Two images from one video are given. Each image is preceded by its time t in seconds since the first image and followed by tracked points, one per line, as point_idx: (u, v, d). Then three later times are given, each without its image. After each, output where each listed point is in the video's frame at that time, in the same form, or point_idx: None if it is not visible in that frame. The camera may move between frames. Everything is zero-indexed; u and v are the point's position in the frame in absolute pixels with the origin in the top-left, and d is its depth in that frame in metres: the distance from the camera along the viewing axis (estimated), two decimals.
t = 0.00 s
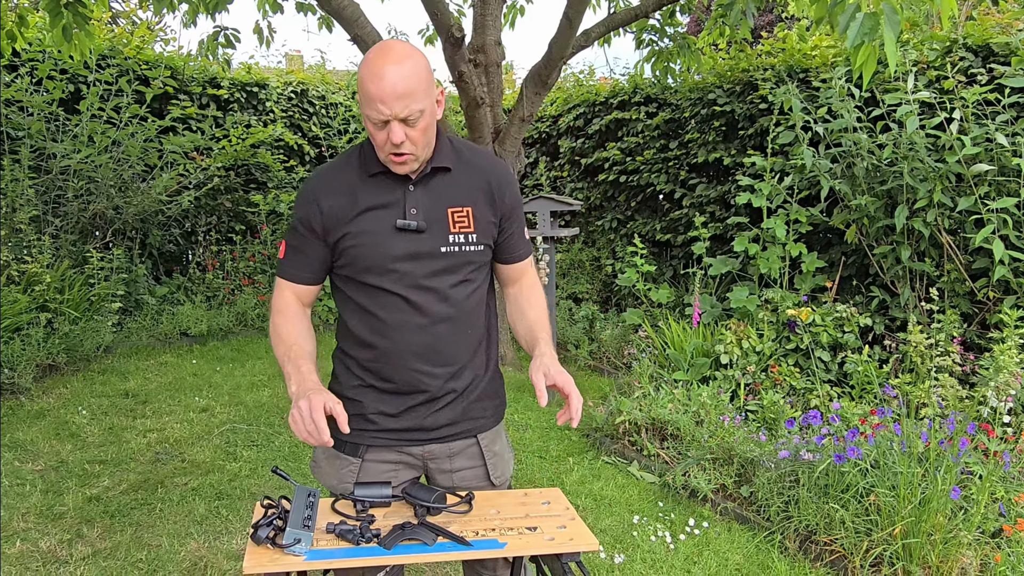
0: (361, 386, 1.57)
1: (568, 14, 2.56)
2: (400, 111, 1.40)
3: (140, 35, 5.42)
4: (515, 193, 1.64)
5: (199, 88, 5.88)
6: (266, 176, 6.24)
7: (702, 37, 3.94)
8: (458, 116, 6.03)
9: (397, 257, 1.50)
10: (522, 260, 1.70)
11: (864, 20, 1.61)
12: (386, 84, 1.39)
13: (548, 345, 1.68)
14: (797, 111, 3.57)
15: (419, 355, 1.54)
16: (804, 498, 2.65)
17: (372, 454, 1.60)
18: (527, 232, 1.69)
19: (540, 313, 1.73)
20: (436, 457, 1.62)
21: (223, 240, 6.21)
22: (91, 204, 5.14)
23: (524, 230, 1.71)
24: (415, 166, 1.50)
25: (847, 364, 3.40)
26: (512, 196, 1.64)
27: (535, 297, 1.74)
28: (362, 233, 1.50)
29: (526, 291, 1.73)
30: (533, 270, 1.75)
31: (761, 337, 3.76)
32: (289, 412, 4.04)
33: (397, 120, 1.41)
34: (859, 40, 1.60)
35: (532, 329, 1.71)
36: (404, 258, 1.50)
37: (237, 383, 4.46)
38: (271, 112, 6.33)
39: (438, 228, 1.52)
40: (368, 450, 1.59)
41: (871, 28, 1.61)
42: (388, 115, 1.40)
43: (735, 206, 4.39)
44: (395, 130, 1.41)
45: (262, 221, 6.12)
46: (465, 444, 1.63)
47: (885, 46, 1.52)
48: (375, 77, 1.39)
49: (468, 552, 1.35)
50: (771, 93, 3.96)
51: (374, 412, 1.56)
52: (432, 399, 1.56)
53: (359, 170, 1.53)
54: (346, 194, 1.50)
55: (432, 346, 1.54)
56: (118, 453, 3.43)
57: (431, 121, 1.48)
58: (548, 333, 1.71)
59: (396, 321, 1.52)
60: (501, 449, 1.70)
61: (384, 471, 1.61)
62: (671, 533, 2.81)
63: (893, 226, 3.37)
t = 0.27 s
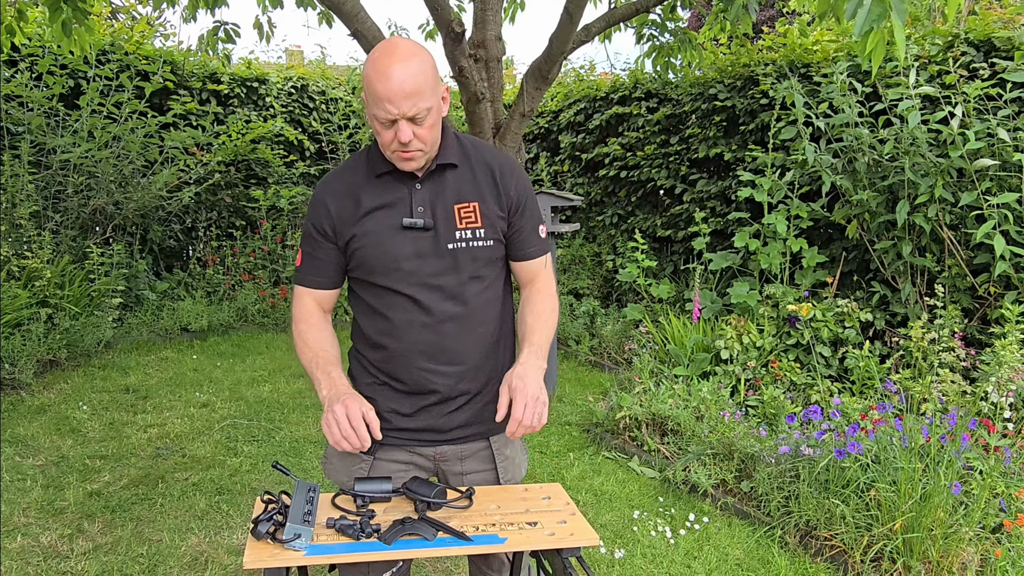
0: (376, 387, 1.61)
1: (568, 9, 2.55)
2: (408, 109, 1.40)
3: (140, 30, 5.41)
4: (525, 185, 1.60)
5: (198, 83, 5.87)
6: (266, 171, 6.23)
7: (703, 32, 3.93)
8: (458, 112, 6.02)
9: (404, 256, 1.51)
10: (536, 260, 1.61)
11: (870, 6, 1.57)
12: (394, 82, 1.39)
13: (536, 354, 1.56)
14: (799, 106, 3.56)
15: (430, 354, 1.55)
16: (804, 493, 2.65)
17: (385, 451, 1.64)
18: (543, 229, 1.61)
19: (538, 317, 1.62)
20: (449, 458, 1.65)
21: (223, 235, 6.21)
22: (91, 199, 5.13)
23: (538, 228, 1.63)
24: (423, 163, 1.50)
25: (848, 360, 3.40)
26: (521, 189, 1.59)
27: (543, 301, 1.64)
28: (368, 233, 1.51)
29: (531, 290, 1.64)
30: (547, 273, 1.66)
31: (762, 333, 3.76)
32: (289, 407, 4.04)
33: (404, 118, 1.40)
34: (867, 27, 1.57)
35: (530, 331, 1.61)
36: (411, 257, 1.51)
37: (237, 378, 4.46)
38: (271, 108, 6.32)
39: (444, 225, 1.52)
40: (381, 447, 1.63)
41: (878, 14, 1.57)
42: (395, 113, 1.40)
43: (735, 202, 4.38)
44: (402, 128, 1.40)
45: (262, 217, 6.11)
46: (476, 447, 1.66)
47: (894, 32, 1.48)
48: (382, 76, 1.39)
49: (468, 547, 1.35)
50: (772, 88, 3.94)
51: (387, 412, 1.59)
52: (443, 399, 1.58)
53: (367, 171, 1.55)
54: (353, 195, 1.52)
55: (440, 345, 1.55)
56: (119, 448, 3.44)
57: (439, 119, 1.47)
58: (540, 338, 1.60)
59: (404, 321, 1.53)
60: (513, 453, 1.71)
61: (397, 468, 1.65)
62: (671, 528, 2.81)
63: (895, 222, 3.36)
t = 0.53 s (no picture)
0: (409, 383, 1.72)
1: (568, 5, 2.54)
2: (438, 113, 1.43)
3: (139, 26, 5.39)
4: (550, 193, 1.59)
5: (197, 79, 5.85)
6: (265, 168, 6.22)
7: (703, 29, 3.91)
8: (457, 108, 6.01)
9: (427, 263, 1.58)
10: (557, 272, 1.60)
11: None
12: (426, 86, 1.42)
13: (532, 380, 1.51)
14: (799, 103, 3.55)
15: (453, 358, 1.63)
16: (803, 489, 2.66)
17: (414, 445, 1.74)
18: (569, 242, 1.59)
19: (546, 339, 1.57)
20: (474, 455, 1.74)
21: (223, 232, 6.20)
22: (90, 196, 5.12)
23: (561, 243, 1.59)
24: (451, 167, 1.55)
25: (847, 357, 3.41)
26: (546, 197, 1.59)
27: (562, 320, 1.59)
28: (394, 238, 1.59)
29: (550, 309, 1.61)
30: (569, 292, 1.61)
31: (761, 330, 3.76)
32: (289, 404, 4.05)
33: (434, 123, 1.44)
34: (871, 16, 1.53)
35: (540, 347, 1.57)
36: (433, 263, 1.58)
37: (236, 375, 4.46)
38: (270, 104, 6.31)
39: (465, 233, 1.57)
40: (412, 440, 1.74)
41: (882, 3, 1.54)
42: (425, 118, 1.44)
43: (735, 198, 4.38)
44: (431, 132, 1.45)
45: (262, 213, 6.11)
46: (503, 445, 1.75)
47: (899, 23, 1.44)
48: (415, 78, 1.42)
49: (468, 544, 1.35)
50: (772, 85, 3.94)
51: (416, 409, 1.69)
52: (468, 401, 1.66)
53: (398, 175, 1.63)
54: (382, 200, 1.61)
55: (460, 348, 1.62)
56: (118, 445, 3.43)
57: (469, 123, 1.51)
58: (541, 363, 1.54)
59: (428, 323, 1.62)
60: (541, 451, 1.79)
61: (424, 462, 1.75)
62: (670, 525, 2.82)
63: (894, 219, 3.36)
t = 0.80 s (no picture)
0: (435, 382, 1.76)
1: (567, 3, 2.53)
2: (459, 120, 1.43)
3: (136, 23, 5.37)
4: (570, 194, 1.57)
5: (195, 77, 5.84)
6: (264, 166, 6.21)
7: (702, 26, 3.91)
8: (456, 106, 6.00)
9: (450, 267, 1.60)
10: (573, 277, 1.57)
11: None
12: (448, 91, 1.41)
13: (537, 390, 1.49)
14: (798, 101, 3.54)
15: (475, 360, 1.66)
16: (801, 487, 2.66)
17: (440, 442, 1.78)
18: (587, 246, 1.56)
19: (557, 347, 1.54)
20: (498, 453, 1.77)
21: (221, 230, 6.19)
22: (88, 193, 5.11)
23: (579, 247, 1.57)
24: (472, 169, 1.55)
25: (846, 354, 3.41)
26: (566, 199, 1.58)
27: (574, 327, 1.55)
28: (417, 241, 1.62)
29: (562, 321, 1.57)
30: (586, 298, 1.58)
31: (760, 327, 3.77)
32: (287, 401, 4.04)
33: (455, 129, 1.44)
34: (876, 9, 1.52)
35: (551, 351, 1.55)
36: (455, 267, 1.60)
37: (235, 373, 4.46)
38: (269, 102, 6.30)
39: (486, 237, 1.58)
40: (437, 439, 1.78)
41: None
42: (446, 123, 1.43)
43: (733, 196, 4.38)
44: (451, 138, 1.45)
45: (260, 211, 6.10)
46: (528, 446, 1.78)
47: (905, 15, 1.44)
48: (438, 83, 1.41)
49: (467, 542, 1.35)
50: (771, 83, 3.93)
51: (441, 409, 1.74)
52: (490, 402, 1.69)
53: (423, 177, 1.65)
54: (408, 203, 1.64)
55: (483, 351, 1.64)
56: (116, 443, 3.43)
57: (491, 128, 1.50)
58: (550, 372, 1.52)
59: (452, 326, 1.65)
60: (565, 451, 1.82)
61: (448, 460, 1.79)
62: (669, 522, 2.82)
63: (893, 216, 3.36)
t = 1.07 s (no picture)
0: (445, 382, 1.75)
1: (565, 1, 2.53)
2: (475, 119, 1.43)
3: (134, 21, 5.35)
4: (581, 195, 1.57)
5: (193, 75, 5.83)
6: (261, 164, 6.20)
7: (701, 25, 3.91)
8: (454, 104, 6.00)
9: (462, 266, 1.60)
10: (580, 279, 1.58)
11: None
12: (464, 91, 1.41)
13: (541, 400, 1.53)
14: (797, 99, 3.55)
15: (486, 359, 1.66)
16: (799, 485, 2.67)
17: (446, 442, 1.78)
18: (596, 248, 1.57)
19: (560, 355, 1.55)
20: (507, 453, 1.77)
21: (219, 228, 6.18)
22: (85, 192, 5.10)
23: (586, 250, 1.57)
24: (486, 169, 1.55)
25: (843, 353, 3.42)
26: (577, 199, 1.58)
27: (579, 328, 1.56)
28: (430, 240, 1.61)
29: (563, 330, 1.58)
30: (591, 302, 1.58)
31: (758, 326, 3.77)
32: (285, 400, 4.04)
33: (471, 128, 1.44)
34: (876, 8, 1.54)
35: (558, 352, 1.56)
36: (467, 266, 1.60)
37: (233, 372, 4.46)
38: (266, 100, 6.29)
39: (498, 237, 1.58)
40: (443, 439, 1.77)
41: None
42: (462, 122, 1.43)
43: (731, 195, 4.38)
44: (467, 137, 1.45)
45: (258, 210, 6.09)
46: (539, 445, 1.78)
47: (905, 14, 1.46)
48: (454, 82, 1.41)
49: (465, 541, 1.35)
50: (769, 81, 3.93)
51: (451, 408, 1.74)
52: (500, 402, 1.69)
53: (436, 175, 1.64)
54: (422, 201, 1.63)
55: (495, 350, 1.64)
56: (114, 442, 3.43)
57: (507, 126, 1.50)
58: (553, 383, 1.54)
59: (464, 326, 1.64)
60: (575, 451, 1.82)
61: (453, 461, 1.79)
62: (667, 521, 2.83)
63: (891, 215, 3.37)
